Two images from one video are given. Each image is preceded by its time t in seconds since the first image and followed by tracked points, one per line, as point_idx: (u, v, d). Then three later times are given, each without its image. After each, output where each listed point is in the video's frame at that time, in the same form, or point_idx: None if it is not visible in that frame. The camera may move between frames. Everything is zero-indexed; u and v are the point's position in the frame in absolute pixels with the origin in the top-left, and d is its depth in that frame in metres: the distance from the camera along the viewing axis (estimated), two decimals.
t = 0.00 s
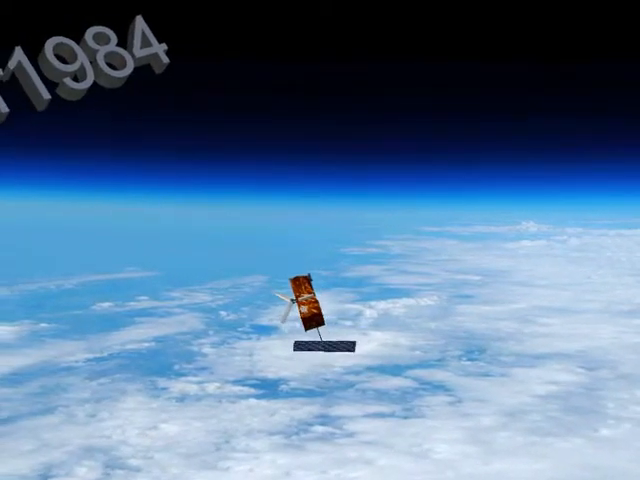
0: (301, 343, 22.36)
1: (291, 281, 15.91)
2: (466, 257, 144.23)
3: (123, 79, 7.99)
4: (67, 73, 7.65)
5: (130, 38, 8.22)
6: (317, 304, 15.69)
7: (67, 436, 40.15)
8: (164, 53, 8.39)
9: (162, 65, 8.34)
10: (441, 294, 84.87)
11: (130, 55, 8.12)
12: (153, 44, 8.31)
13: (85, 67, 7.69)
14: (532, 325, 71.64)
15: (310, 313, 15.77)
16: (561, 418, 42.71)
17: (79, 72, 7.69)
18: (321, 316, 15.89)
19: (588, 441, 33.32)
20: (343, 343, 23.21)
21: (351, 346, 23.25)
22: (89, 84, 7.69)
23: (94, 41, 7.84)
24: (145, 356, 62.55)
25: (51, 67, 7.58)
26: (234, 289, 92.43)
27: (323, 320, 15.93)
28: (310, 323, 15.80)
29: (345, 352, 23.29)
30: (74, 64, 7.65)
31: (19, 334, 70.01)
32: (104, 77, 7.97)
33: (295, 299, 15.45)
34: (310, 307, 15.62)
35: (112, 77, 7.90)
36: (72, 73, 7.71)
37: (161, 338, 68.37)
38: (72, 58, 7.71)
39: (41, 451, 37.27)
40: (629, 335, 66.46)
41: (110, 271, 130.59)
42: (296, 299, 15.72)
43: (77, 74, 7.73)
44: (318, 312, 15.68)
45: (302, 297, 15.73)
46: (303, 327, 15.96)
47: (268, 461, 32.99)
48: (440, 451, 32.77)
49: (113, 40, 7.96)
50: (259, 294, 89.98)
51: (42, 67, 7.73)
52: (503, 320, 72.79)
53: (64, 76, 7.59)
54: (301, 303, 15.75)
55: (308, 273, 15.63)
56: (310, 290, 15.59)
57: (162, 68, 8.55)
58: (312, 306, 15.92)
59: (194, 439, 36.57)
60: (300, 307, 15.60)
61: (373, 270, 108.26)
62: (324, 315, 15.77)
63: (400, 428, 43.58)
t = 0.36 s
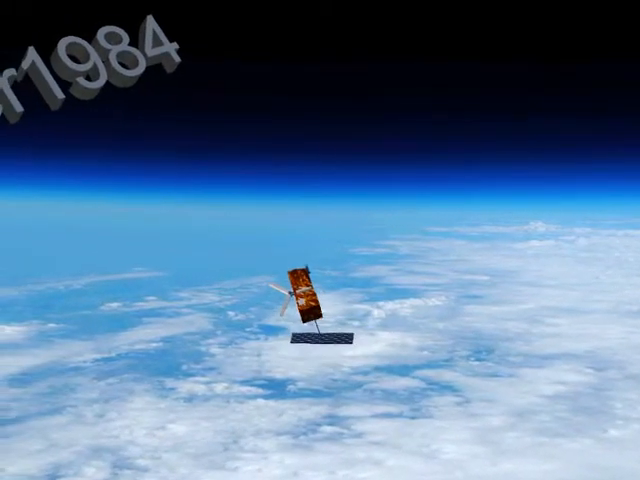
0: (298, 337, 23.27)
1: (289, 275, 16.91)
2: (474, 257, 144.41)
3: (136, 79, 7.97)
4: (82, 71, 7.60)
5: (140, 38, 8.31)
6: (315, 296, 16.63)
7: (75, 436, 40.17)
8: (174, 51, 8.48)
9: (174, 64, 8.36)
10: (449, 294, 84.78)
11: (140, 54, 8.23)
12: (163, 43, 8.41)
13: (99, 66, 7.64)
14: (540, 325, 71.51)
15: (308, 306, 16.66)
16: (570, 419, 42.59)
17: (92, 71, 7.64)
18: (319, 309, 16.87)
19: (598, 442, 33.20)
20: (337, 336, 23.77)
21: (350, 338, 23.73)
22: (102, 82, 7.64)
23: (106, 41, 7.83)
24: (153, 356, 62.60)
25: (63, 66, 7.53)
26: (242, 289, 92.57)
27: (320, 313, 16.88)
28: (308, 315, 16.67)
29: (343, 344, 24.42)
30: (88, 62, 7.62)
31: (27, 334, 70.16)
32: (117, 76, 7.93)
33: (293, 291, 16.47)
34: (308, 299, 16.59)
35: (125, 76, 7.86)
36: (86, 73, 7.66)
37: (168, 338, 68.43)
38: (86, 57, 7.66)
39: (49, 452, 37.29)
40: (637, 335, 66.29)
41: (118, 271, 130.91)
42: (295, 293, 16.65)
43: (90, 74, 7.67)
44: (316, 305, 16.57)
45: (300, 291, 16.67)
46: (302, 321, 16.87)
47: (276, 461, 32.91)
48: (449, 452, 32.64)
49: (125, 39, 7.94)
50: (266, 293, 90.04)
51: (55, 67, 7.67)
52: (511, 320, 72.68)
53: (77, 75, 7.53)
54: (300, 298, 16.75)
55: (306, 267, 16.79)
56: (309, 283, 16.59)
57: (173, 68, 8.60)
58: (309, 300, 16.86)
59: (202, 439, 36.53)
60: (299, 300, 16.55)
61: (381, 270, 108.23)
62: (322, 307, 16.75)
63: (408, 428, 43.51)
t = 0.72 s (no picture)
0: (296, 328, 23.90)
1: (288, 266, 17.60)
2: (483, 257, 144.22)
3: (149, 78, 8.31)
4: (95, 70, 7.96)
5: (155, 35, 8.56)
6: (313, 288, 17.41)
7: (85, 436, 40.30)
8: (188, 49, 8.75)
9: (186, 62, 8.69)
10: (457, 295, 84.76)
11: (156, 51, 8.49)
12: (178, 41, 8.66)
13: (112, 65, 7.98)
14: (549, 325, 71.45)
15: (306, 297, 17.47)
16: (579, 419, 42.55)
17: (105, 70, 7.98)
18: (317, 299, 17.65)
19: (608, 442, 33.12)
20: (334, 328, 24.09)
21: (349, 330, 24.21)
22: (116, 82, 8.00)
23: (120, 39, 8.15)
24: (163, 357, 62.73)
25: (78, 66, 7.88)
26: (251, 290, 92.68)
27: (319, 303, 17.63)
28: (306, 306, 17.48)
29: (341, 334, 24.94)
30: (102, 62, 7.96)
31: (37, 334, 70.43)
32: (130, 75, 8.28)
33: (291, 284, 17.21)
34: (306, 290, 17.40)
35: (138, 75, 8.21)
36: (100, 71, 8.02)
37: (177, 338, 68.58)
38: (100, 56, 8.00)
39: (59, 452, 37.42)
40: None
41: (127, 271, 131.32)
42: (293, 285, 17.39)
43: (104, 73, 8.02)
44: (314, 296, 17.36)
45: (298, 282, 17.41)
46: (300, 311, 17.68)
47: (285, 461, 32.97)
48: (458, 453, 32.64)
49: (139, 38, 8.26)
50: (275, 293, 90.16)
51: (69, 65, 8.02)
52: (520, 321, 72.61)
53: (91, 75, 7.89)
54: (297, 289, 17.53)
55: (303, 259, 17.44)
56: (306, 275, 17.33)
57: (186, 65, 8.93)
58: (308, 290, 17.62)
59: (212, 439, 36.61)
60: (297, 292, 17.31)
61: (390, 271, 108.25)
62: (319, 298, 17.53)
63: (417, 428, 43.55)
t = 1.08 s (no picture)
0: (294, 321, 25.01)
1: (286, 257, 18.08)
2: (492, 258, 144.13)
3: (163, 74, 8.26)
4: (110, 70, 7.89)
5: (167, 35, 8.50)
6: (309, 279, 17.89)
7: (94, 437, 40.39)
8: (199, 49, 8.71)
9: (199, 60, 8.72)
10: (466, 295, 84.67)
11: (169, 51, 8.43)
12: (190, 41, 8.62)
13: (125, 63, 7.91)
14: (558, 325, 71.34)
15: (303, 288, 17.94)
16: (589, 419, 42.49)
17: (119, 69, 7.91)
18: (315, 290, 18.15)
19: (618, 443, 33.08)
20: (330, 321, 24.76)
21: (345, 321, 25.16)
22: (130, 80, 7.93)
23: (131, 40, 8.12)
24: (172, 357, 62.81)
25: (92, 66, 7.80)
26: (259, 290, 92.70)
27: (316, 293, 18.13)
28: (304, 297, 17.97)
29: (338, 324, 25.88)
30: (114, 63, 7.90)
31: (47, 334, 70.61)
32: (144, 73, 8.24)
33: (290, 274, 17.67)
34: (304, 282, 17.81)
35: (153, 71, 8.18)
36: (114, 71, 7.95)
37: (186, 338, 68.65)
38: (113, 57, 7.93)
39: (69, 452, 37.52)
40: None
41: (136, 271, 131.54)
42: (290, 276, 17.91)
43: (117, 72, 7.94)
44: (311, 286, 17.87)
45: (296, 274, 17.92)
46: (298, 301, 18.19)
47: (294, 461, 32.94)
48: (467, 452, 32.63)
49: (151, 37, 8.27)
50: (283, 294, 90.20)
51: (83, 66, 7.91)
52: (529, 321, 72.52)
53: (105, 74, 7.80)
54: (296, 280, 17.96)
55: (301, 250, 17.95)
56: (303, 266, 17.82)
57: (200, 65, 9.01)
58: (305, 281, 18.10)
59: (221, 439, 36.66)
60: (294, 283, 17.82)
61: (399, 271, 108.22)
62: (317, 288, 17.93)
63: (426, 428, 43.53)
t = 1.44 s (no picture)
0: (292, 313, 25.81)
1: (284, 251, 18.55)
2: (499, 258, 144.50)
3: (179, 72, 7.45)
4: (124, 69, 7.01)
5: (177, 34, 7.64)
6: (307, 271, 18.31)
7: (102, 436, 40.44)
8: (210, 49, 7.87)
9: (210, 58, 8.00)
10: (474, 295, 84.66)
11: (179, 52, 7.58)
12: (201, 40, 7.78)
13: (139, 59, 7.05)
14: (567, 325, 71.25)
15: (301, 280, 18.36)
16: (598, 420, 42.36)
17: (131, 67, 7.04)
18: (312, 283, 18.57)
19: (627, 444, 32.92)
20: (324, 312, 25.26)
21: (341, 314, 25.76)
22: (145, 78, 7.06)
23: (144, 37, 7.25)
24: (180, 357, 62.93)
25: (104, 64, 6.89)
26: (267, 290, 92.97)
27: (313, 286, 18.56)
28: (301, 289, 18.35)
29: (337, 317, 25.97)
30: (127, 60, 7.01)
31: (56, 334, 70.87)
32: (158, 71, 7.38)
33: (287, 267, 18.17)
34: (301, 274, 18.31)
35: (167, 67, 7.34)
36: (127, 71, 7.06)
37: (194, 338, 68.80)
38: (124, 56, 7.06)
39: (78, 452, 37.59)
40: None
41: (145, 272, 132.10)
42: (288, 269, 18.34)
43: (130, 71, 7.05)
44: (308, 279, 18.24)
45: (294, 266, 18.35)
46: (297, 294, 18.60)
47: (302, 461, 32.84)
48: (475, 453, 32.49)
49: (160, 34, 7.47)
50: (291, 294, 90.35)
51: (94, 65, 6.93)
52: (537, 321, 72.46)
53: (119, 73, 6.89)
54: (293, 272, 18.49)
55: (299, 243, 18.47)
56: (301, 259, 18.23)
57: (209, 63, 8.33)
58: (304, 274, 18.55)
59: (229, 439, 36.63)
60: (292, 275, 18.25)
61: (406, 271, 108.36)
62: (315, 282, 18.38)
63: (434, 428, 43.44)
